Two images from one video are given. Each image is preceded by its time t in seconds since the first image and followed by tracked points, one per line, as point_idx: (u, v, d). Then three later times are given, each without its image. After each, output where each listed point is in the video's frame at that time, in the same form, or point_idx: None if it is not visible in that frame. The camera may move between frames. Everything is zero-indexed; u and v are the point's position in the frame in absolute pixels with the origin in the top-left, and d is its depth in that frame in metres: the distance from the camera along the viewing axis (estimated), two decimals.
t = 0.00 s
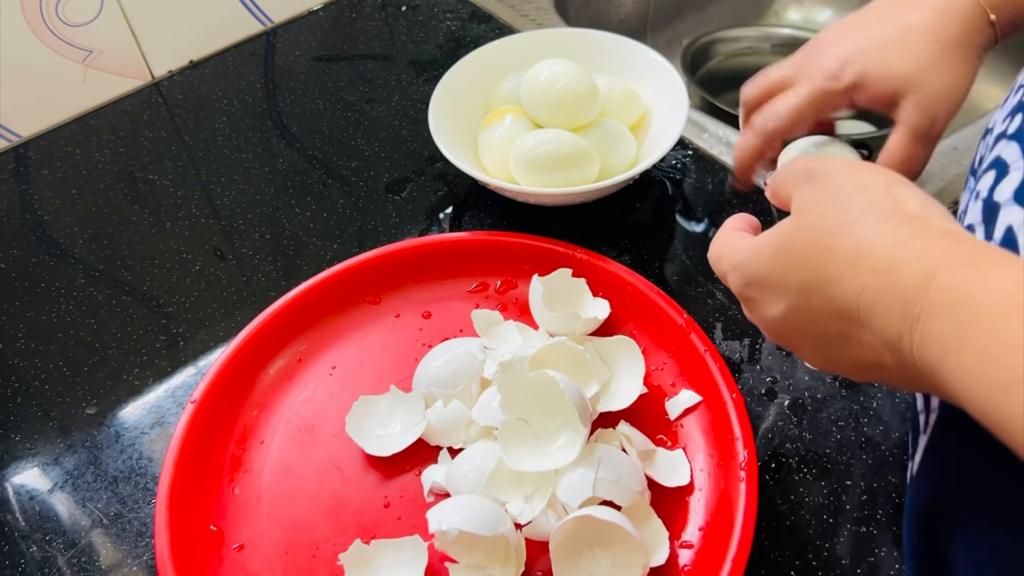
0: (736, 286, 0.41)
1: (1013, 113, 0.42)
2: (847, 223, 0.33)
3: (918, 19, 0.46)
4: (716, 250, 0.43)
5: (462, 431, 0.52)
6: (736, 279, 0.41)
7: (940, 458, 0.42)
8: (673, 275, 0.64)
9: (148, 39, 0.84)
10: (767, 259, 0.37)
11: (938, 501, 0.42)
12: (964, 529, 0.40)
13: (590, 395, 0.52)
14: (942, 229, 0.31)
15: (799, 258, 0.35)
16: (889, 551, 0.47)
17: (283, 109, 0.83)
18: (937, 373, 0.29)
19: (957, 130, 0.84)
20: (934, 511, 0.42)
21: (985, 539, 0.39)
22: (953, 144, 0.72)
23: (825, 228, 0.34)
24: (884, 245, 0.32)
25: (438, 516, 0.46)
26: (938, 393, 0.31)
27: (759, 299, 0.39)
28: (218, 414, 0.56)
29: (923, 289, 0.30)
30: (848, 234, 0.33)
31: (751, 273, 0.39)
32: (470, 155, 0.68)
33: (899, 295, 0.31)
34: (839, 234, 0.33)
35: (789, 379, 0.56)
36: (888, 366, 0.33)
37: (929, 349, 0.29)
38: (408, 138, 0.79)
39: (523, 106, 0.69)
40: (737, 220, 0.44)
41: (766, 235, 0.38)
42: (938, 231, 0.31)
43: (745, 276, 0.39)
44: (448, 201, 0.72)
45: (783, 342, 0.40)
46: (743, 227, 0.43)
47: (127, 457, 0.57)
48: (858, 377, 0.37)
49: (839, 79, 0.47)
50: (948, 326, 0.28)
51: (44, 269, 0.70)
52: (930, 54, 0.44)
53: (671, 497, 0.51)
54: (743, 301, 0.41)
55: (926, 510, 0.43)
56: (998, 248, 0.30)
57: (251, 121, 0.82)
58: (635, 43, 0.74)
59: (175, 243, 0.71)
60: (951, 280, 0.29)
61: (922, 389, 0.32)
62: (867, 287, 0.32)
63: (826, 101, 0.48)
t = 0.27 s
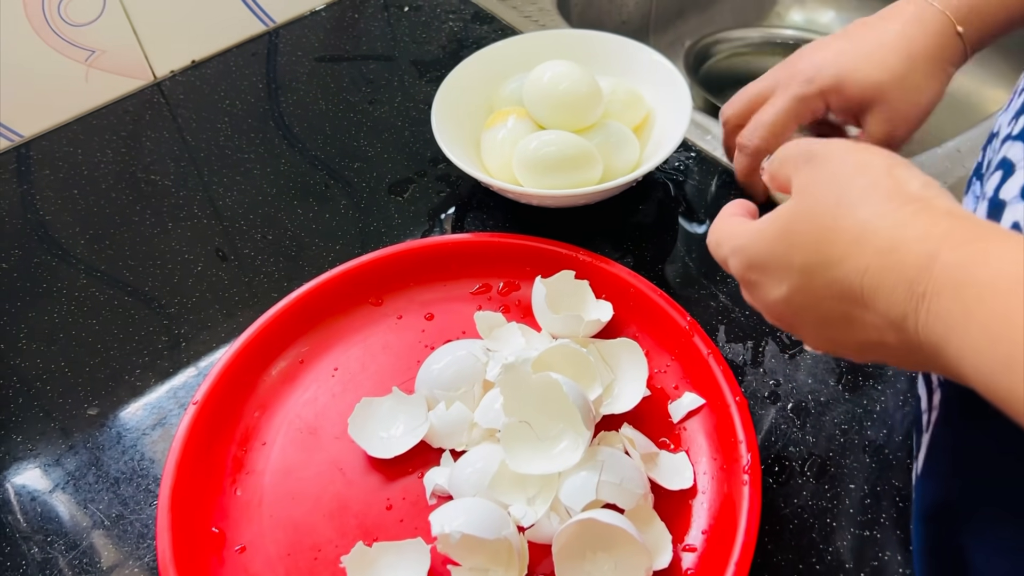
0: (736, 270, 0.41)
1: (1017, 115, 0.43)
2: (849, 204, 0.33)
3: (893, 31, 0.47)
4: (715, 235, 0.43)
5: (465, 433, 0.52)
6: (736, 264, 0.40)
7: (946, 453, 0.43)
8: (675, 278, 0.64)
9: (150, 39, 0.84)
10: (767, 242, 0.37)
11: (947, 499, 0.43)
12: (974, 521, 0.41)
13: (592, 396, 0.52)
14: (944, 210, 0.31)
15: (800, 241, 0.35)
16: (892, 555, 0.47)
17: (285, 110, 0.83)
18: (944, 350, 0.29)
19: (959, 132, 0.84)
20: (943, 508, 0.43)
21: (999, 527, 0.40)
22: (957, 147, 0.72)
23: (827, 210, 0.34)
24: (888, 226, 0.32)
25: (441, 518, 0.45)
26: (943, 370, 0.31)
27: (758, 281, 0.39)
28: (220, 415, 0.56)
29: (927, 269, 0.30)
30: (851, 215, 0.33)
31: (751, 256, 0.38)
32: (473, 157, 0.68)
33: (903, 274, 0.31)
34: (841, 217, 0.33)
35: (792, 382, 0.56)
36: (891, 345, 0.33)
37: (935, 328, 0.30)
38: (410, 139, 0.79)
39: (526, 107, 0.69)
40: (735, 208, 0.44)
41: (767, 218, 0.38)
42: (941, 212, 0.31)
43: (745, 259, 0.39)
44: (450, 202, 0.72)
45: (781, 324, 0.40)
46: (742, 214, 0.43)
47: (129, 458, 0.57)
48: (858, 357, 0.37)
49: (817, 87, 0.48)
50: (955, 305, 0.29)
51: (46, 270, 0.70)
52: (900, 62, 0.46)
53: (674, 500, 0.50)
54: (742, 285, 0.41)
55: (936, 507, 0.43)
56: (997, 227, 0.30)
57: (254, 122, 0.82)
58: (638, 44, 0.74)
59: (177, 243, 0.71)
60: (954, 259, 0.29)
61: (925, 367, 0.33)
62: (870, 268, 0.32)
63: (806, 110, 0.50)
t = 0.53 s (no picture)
0: (759, 238, 0.41)
1: None
2: (863, 166, 0.34)
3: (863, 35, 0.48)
4: (738, 206, 0.44)
5: (466, 434, 0.52)
6: (759, 231, 0.41)
7: (959, 434, 0.43)
8: (676, 278, 0.63)
9: (150, 37, 0.83)
10: (787, 206, 0.38)
11: (969, 470, 0.42)
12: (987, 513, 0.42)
13: (594, 398, 0.52)
14: (957, 168, 0.32)
15: (818, 205, 0.36)
16: (896, 558, 0.47)
17: (285, 108, 0.83)
18: (959, 303, 0.30)
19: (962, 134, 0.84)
20: (965, 479, 0.43)
21: (1020, 500, 0.40)
22: (960, 148, 0.72)
23: (842, 173, 0.35)
24: (903, 186, 0.32)
25: (442, 520, 0.45)
26: (960, 323, 0.31)
27: (781, 246, 0.40)
28: (219, 415, 0.55)
29: (940, 225, 0.30)
30: (866, 176, 0.34)
31: (773, 222, 0.39)
32: (474, 156, 0.68)
33: (918, 231, 0.31)
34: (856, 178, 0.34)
35: (795, 384, 0.56)
36: (908, 302, 0.34)
37: (950, 281, 0.30)
38: (411, 138, 0.78)
39: (527, 107, 0.68)
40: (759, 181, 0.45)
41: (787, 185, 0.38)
42: (956, 170, 0.31)
43: (768, 225, 0.40)
44: (451, 202, 0.72)
45: (805, 289, 0.41)
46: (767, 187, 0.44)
47: (127, 458, 0.57)
48: (879, 319, 0.37)
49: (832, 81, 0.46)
50: (968, 258, 0.29)
51: (44, 268, 0.70)
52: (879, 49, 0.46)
53: (676, 502, 0.50)
54: (766, 252, 0.42)
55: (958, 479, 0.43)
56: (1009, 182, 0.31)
57: (254, 120, 0.82)
58: (641, 44, 0.73)
59: (176, 242, 0.71)
60: (967, 213, 0.30)
61: (943, 322, 0.33)
62: (886, 226, 0.32)
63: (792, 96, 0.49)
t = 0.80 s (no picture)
0: (771, 275, 0.41)
1: None
2: (885, 191, 0.35)
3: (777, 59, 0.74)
4: (743, 245, 0.43)
5: (462, 434, 0.52)
6: (771, 269, 0.41)
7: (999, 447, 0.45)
8: (674, 279, 0.63)
9: (149, 35, 0.83)
10: (805, 240, 0.38)
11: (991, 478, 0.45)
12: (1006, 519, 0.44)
13: (591, 398, 0.52)
14: (973, 185, 0.34)
15: (839, 234, 0.36)
16: (892, 559, 0.47)
17: (283, 107, 0.83)
18: (1003, 317, 0.32)
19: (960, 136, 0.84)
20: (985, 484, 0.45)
21: None
22: (958, 149, 0.72)
23: (863, 200, 0.35)
24: (929, 207, 0.34)
25: (439, 520, 0.45)
26: (997, 338, 0.33)
27: (797, 283, 0.40)
28: (215, 415, 0.55)
29: (974, 241, 0.32)
30: (888, 201, 0.35)
31: (789, 258, 0.39)
32: (472, 156, 0.68)
33: (952, 250, 0.33)
34: (878, 204, 0.35)
35: (792, 384, 0.56)
36: (940, 325, 0.35)
37: (989, 296, 0.32)
38: (409, 137, 0.78)
39: (525, 106, 0.68)
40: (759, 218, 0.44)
41: (801, 218, 0.39)
42: (972, 188, 0.34)
43: (782, 262, 0.40)
44: (449, 202, 0.72)
45: (821, 323, 0.41)
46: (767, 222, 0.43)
47: (124, 458, 0.56)
48: (901, 345, 0.38)
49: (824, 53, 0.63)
50: (1008, 273, 0.31)
51: (42, 267, 0.69)
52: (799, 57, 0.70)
53: (672, 502, 0.50)
54: (777, 289, 0.41)
55: (986, 490, 0.45)
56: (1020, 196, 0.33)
57: (252, 119, 0.82)
58: (638, 43, 0.73)
59: (174, 241, 0.71)
60: (997, 229, 0.32)
61: (973, 340, 0.35)
62: (917, 248, 0.34)
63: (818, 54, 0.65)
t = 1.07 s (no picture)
0: (783, 296, 0.42)
1: (1002, 140, 0.48)
2: (888, 205, 0.36)
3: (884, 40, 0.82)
4: (753, 269, 0.45)
5: (462, 433, 0.52)
6: (783, 290, 0.42)
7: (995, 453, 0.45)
8: (674, 279, 0.63)
9: (149, 35, 0.83)
10: (813, 259, 0.39)
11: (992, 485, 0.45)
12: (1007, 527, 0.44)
13: (591, 398, 0.52)
14: (975, 192, 0.35)
15: (845, 251, 0.38)
16: (891, 559, 0.47)
17: (283, 107, 0.83)
18: (1012, 318, 0.32)
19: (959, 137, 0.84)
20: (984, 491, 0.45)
21: None
22: (958, 150, 0.72)
23: (867, 215, 0.37)
24: (931, 216, 0.35)
25: (439, 519, 0.45)
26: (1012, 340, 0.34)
27: (809, 302, 0.41)
28: (216, 414, 0.55)
29: (977, 244, 0.33)
30: (892, 213, 0.36)
31: (799, 279, 0.41)
32: (472, 155, 0.68)
33: (956, 256, 0.34)
34: (882, 218, 0.36)
35: (792, 385, 0.56)
36: (955, 333, 0.36)
37: (996, 298, 0.33)
38: (409, 137, 0.78)
39: (526, 106, 0.68)
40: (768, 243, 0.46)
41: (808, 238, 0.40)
42: (974, 194, 0.35)
43: (793, 283, 0.41)
44: (449, 202, 0.72)
45: (837, 341, 0.42)
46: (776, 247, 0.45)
47: (124, 456, 0.56)
48: (920, 357, 0.39)
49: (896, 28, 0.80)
50: (1013, 273, 0.32)
51: (42, 265, 0.70)
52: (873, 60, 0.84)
53: (672, 501, 0.50)
54: (791, 310, 0.43)
55: (980, 494, 0.45)
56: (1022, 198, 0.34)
57: (252, 119, 0.82)
58: (639, 43, 0.73)
59: (174, 240, 0.71)
60: (999, 230, 0.33)
61: (991, 346, 0.35)
62: (922, 257, 0.35)
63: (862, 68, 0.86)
